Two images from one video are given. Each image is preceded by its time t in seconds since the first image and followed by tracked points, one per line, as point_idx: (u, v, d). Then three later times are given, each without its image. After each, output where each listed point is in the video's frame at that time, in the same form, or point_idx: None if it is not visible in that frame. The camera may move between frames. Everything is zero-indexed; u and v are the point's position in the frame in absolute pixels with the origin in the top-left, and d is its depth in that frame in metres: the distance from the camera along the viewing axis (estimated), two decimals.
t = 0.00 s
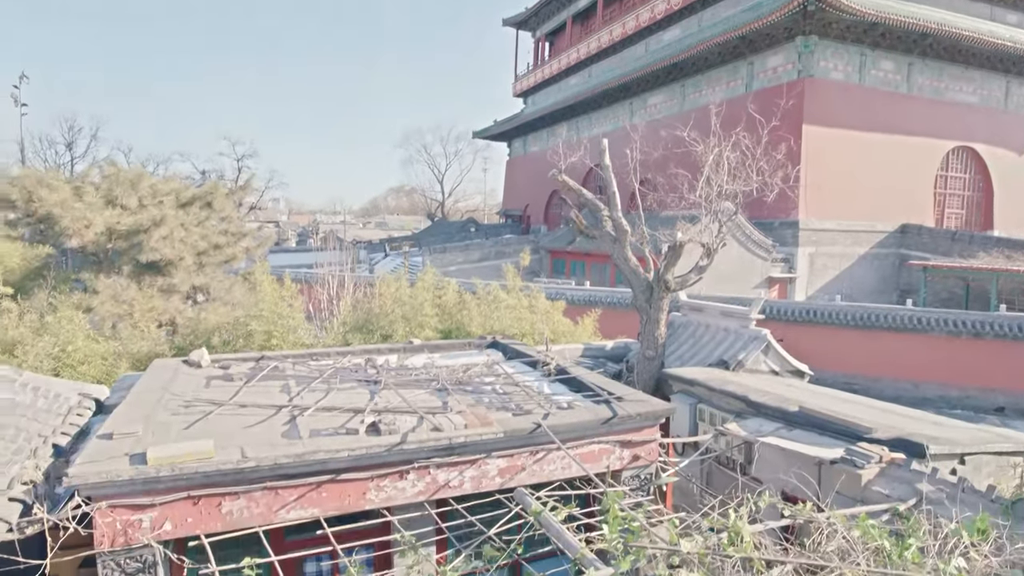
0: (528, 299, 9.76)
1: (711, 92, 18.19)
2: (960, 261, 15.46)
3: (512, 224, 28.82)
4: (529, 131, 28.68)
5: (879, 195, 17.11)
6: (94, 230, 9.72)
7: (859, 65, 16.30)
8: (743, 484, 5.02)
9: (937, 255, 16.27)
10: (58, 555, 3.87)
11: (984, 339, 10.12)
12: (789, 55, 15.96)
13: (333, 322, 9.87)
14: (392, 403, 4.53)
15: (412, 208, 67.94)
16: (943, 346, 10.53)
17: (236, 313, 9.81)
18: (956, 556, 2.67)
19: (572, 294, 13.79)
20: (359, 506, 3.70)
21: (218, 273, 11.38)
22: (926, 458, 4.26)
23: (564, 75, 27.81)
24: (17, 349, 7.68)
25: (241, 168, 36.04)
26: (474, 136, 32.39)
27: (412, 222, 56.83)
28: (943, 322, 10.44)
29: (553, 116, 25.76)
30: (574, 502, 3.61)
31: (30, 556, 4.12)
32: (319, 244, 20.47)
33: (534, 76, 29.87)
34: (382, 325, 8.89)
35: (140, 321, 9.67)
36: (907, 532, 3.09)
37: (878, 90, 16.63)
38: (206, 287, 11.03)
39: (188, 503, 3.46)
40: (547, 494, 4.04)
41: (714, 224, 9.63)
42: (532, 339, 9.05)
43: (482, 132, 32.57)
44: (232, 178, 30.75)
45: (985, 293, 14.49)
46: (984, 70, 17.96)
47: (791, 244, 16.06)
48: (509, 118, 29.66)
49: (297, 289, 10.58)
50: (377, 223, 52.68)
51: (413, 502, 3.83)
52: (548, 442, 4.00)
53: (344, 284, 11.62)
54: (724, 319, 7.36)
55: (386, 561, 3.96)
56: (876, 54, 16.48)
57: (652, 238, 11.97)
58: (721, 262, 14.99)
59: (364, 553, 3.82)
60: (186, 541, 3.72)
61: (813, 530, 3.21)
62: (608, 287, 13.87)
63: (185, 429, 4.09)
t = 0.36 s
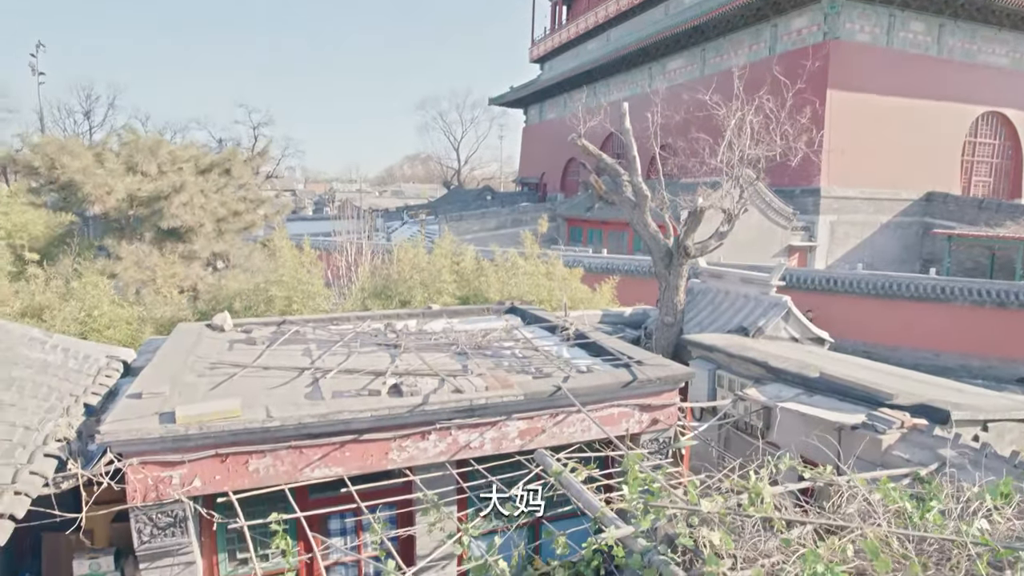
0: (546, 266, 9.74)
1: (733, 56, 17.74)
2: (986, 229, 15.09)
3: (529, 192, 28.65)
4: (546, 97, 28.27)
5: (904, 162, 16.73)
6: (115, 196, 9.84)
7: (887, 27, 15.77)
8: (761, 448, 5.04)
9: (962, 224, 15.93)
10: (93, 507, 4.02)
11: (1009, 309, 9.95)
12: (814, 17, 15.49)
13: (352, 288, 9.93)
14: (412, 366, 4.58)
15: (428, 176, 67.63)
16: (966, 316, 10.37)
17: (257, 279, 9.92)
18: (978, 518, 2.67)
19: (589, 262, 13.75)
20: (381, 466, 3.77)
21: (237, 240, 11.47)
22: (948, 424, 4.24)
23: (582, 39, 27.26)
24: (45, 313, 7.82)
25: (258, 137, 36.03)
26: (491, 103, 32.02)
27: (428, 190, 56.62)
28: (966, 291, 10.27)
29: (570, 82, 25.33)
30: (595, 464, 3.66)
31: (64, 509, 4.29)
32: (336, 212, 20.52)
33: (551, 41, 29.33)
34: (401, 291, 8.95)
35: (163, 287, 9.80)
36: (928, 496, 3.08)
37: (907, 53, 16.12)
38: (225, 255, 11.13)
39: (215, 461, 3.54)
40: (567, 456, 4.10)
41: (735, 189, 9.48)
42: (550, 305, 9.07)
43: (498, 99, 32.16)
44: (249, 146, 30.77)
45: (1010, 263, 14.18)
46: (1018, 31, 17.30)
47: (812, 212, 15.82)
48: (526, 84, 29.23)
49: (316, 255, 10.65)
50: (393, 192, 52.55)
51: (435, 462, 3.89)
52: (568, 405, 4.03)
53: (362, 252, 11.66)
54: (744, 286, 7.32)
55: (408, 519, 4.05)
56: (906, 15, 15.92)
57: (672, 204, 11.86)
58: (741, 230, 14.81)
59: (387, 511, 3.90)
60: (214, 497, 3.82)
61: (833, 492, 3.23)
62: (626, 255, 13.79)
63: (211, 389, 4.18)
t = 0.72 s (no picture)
0: (564, 234, 9.70)
1: (757, 20, 17.26)
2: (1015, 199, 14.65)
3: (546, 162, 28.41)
4: (564, 64, 27.80)
5: (931, 131, 16.33)
6: (136, 164, 9.89)
7: None
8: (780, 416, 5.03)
9: (989, 195, 15.50)
10: (125, 465, 4.11)
11: None
12: None
13: (371, 256, 9.97)
14: (433, 331, 4.61)
15: (445, 145, 67.21)
16: (991, 287, 10.18)
17: (277, 247, 9.99)
18: (1004, 484, 2.65)
19: (607, 231, 13.67)
20: (404, 428, 3.82)
21: (257, 209, 11.52)
22: (973, 392, 4.20)
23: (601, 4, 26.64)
24: (71, 279, 7.92)
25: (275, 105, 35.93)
26: (508, 71, 31.59)
27: (445, 159, 56.28)
28: (993, 262, 10.06)
29: (589, 48, 24.85)
30: (616, 428, 3.68)
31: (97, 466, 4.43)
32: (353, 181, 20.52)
33: (569, 6, 28.72)
34: (420, 258, 9.01)
35: (185, 254, 9.92)
36: (952, 461, 3.06)
37: (938, 16, 15.60)
38: (245, 223, 11.20)
39: (242, 422, 3.61)
40: (587, 420, 4.12)
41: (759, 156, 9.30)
42: (569, 274, 9.07)
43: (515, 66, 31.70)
44: (266, 114, 30.69)
45: None
46: None
47: (835, 181, 15.53)
48: (543, 51, 28.73)
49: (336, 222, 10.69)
50: (410, 161, 52.32)
51: (457, 425, 3.94)
52: (589, 369, 4.06)
53: (380, 220, 11.69)
54: (766, 255, 7.25)
55: (430, 480, 4.12)
56: None
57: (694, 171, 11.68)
58: (761, 200, 14.53)
59: (409, 473, 3.97)
60: (241, 456, 3.90)
61: (855, 458, 3.22)
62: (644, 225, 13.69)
63: (236, 352, 4.25)
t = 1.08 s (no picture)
0: (581, 209, 9.63)
1: None
2: None
3: (562, 138, 28.12)
4: (580, 38, 27.36)
5: (956, 107, 15.96)
6: (155, 138, 9.91)
7: None
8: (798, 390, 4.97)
9: (1014, 171, 14.91)
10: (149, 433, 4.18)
11: None
12: None
13: (388, 230, 9.99)
14: (451, 303, 4.62)
15: (460, 121, 66.75)
16: (1016, 266, 10.00)
17: (294, 222, 10.02)
18: None
19: (624, 207, 13.58)
20: (423, 399, 3.85)
21: (274, 184, 11.55)
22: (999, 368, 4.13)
23: None
24: (93, 252, 8.00)
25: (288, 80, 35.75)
26: (524, 45, 31.17)
27: (460, 135, 55.91)
28: (1018, 241, 9.85)
29: (606, 21, 24.42)
30: (634, 400, 3.68)
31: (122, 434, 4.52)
32: (368, 157, 20.47)
33: None
34: (436, 233, 9.04)
35: (204, 229, 10.00)
36: (975, 436, 3.02)
37: None
38: (262, 198, 11.25)
39: (264, 390, 3.66)
40: (605, 393, 4.13)
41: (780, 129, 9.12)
42: (586, 249, 9.05)
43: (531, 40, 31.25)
44: (280, 88, 30.56)
45: None
46: None
47: (856, 157, 15.26)
48: (560, 24, 28.28)
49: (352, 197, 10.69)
50: (424, 137, 52.03)
51: (475, 396, 3.96)
52: (607, 342, 4.06)
53: (395, 196, 11.68)
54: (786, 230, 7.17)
55: (449, 449, 4.16)
56: None
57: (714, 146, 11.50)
58: (781, 176, 14.29)
59: (427, 442, 4.01)
60: (263, 425, 3.95)
61: (874, 432, 3.20)
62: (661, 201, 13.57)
63: (257, 323, 4.29)
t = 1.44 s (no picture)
0: (596, 178, 9.54)
1: None
2: None
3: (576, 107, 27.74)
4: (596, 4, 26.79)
5: (981, 76, 15.59)
6: (169, 106, 9.89)
7: None
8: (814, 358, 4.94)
9: None
10: (170, 395, 4.25)
11: None
12: None
13: (402, 198, 9.97)
14: (466, 269, 4.62)
15: (472, 90, 65.98)
16: None
17: (308, 191, 10.02)
18: None
19: (639, 177, 13.44)
20: (439, 363, 3.88)
21: (287, 153, 11.47)
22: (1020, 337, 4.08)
23: None
24: (110, 220, 8.06)
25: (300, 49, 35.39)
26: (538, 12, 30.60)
27: (472, 104, 55.31)
28: None
29: None
30: (649, 366, 3.69)
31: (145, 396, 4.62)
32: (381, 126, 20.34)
33: None
34: (450, 202, 9.04)
35: (219, 197, 10.03)
36: (995, 404, 3.00)
37: None
38: (275, 167, 11.24)
39: (282, 353, 3.69)
40: (620, 360, 4.14)
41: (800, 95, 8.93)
42: (601, 218, 8.99)
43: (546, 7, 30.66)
44: (291, 55, 30.22)
45: None
46: None
47: (877, 127, 14.96)
48: None
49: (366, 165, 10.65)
50: (436, 107, 51.52)
51: (491, 362, 3.98)
52: (623, 309, 4.06)
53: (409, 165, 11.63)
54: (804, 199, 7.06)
55: (464, 414, 4.21)
56: None
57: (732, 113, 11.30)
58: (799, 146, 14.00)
59: (443, 406, 4.05)
60: (281, 388, 4.00)
61: (892, 399, 3.18)
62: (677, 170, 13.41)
63: (274, 288, 4.31)
